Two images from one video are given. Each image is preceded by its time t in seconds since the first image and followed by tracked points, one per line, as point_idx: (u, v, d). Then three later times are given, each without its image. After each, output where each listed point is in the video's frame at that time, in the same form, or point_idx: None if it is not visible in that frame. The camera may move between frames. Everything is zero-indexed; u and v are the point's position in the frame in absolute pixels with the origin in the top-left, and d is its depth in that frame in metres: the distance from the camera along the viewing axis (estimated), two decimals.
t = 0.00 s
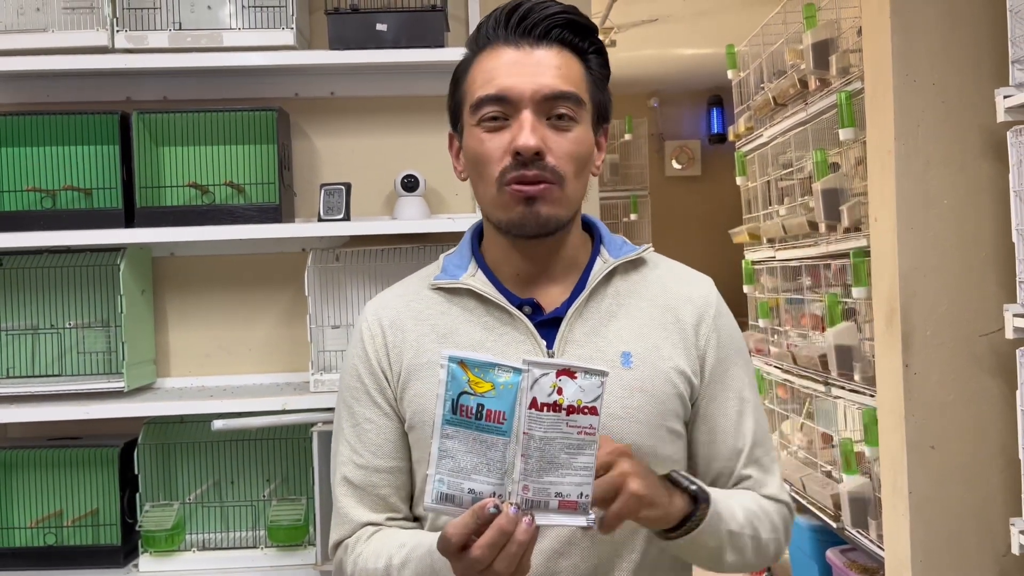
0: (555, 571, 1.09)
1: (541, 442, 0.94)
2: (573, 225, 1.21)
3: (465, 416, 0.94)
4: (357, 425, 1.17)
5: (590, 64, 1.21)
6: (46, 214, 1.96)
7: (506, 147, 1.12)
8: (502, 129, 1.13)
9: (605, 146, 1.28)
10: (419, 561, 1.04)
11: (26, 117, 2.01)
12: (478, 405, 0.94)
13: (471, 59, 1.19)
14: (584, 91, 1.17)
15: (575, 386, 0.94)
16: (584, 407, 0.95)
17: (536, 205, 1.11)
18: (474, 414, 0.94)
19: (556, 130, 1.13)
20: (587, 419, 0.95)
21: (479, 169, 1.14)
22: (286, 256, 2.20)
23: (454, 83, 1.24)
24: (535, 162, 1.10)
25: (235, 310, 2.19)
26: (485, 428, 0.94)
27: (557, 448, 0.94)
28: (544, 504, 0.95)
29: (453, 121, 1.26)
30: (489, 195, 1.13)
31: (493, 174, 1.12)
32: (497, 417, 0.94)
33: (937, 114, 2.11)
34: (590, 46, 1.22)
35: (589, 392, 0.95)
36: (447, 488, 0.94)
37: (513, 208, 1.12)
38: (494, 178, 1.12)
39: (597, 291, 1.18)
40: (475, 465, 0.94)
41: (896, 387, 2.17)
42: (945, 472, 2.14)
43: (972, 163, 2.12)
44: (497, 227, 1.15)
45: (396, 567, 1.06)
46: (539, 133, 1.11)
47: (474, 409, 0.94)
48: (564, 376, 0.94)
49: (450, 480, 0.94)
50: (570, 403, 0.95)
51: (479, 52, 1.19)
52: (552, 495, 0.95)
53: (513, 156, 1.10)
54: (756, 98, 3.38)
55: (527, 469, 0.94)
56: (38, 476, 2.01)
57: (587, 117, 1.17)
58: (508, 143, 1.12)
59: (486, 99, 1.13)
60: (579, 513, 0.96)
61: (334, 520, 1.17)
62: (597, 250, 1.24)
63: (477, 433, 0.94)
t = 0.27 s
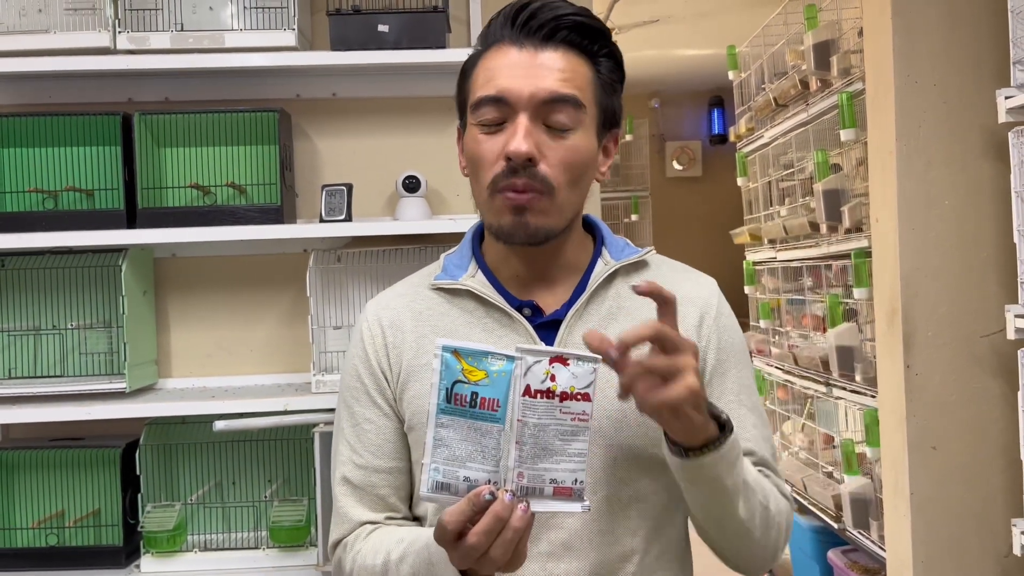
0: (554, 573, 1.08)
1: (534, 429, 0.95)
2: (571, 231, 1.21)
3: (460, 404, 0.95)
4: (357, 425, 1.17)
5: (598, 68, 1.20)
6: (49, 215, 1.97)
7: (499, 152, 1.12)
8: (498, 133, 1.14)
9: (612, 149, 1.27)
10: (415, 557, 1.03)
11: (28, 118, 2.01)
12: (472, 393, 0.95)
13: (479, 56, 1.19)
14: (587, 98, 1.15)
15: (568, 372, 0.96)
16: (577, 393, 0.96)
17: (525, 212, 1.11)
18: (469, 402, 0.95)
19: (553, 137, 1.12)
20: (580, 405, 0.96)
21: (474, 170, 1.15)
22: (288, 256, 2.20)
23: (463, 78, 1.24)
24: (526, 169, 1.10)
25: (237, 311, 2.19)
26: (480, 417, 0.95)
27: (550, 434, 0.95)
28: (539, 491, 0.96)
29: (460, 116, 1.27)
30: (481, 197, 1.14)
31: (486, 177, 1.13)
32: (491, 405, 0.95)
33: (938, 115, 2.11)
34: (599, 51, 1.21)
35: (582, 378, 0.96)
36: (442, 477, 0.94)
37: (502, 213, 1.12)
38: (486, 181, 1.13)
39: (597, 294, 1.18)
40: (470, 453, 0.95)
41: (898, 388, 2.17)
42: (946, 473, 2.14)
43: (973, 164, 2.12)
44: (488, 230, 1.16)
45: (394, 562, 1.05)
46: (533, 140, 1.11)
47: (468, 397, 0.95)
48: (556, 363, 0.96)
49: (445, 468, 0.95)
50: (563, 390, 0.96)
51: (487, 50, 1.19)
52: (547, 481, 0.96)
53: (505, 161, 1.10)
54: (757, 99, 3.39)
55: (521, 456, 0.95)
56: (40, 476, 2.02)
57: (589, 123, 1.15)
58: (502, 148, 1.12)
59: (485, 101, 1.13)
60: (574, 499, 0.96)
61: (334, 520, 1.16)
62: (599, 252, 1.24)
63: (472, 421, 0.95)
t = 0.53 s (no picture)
0: (555, 575, 1.08)
1: (553, 439, 0.96)
2: (578, 235, 1.21)
3: (477, 414, 0.95)
4: (357, 425, 1.16)
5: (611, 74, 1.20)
6: (50, 216, 1.97)
7: (512, 158, 1.12)
8: (511, 138, 1.14)
9: (620, 152, 1.28)
10: (422, 560, 1.03)
11: (29, 119, 2.01)
12: (490, 403, 0.96)
13: (492, 57, 1.18)
14: (600, 105, 1.16)
15: (587, 384, 0.96)
16: (596, 404, 0.97)
17: (536, 220, 1.12)
18: (487, 412, 0.95)
19: (566, 145, 1.13)
20: (599, 415, 0.97)
21: (485, 175, 1.15)
22: (289, 257, 2.20)
23: (474, 76, 1.23)
24: (539, 178, 1.10)
25: (238, 312, 2.19)
26: (498, 426, 0.95)
27: (569, 445, 0.96)
28: (556, 501, 0.97)
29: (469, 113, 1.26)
30: (492, 202, 1.14)
31: (497, 183, 1.13)
32: (510, 415, 0.95)
33: (939, 116, 2.11)
34: (613, 56, 1.21)
35: (601, 390, 0.97)
36: (459, 487, 0.95)
37: (513, 221, 1.13)
38: (497, 187, 1.13)
39: (601, 295, 1.18)
40: (488, 463, 0.95)
41: (899, 388, 2.17)
42: (948, 474, 2.14)
43: (974, 165, 2.12)
44: (497, 234, 1.17)
45: (399, 565, 1.05)
46: (547, 148, 1.11)
47: (487, 407, 0.95)
48: (576, 373, 0.96)
49: (462, 478, 0.95)
50: (582, 401, 0.97)
51: (502, 51, 1.17)
52: (565, 492, 0.97)
53: (517, 169, 1.11)
54: (758, 99, 3.39)
55: (539, 466, 0.96)
56: (42, 477, 2.02)
57: (601, 131, 1.16)
58: (515, 154, 1.12)
59: (498, 104, 1.13)
60: (591, 509, 0.97)
61: (333, 521, 1.16)
62: (603, 253, 1.24)
63: (490, 431, 0.95)
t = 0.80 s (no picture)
0: None
1: (564, 444, 0.96)
2: (583, 236, 1.21)
3: (489, 419, 0.96)
4: (354, 427, 1.16)
5: (612, 76, 1.22)
6: (50, 217, 1.97)
7: (526, 157, 1.12)
8: (523, 138, 1.13)
9: (617, 156, 1.29)
10: (422, 565, 1.03)
11: (29, 120, 2.01)
12: (502, 407, 0.96)
13: (497, 60, 1.18)
14: (606, 106, 1.17)
15: (599, 388, 0.97)
16: (608, 409, 0.97)
17: (552, 218, 1.12)
18: (498, 417, 0.96)
19: (577, 144, 1.13)
20: (610, 421, 0.98)
21: (496, 175, 1.14)
22: (289, 258, 2.20)
23: (474, 80, 1.23)
24: (555, 175, 1.10)
25: (238, 313, 2.20)
26: (510, 431, 0.96)
27: (580, 450, 0.97)
28: (567, 505, 0.97)
29: (468, 119, 1.25)
30: (505, 201, 1.13)
31: (510, 182, 1.13)
32: (522, 420, 0.96)
33: (940, 117, 2.11)
34: (614, 59, 1.22)
35: (613, 394, 0.97)
36: (470, 491, 0.96)
37: (528, 219, 1.12)
38: (511, 186, 1.13)
39: (600, 300, 1.18)
40: (499, 467, 0.96)
41: (900, 390, 2.17)
42: (948, 476, 2.14)
43: (974, 166, 2.12)
44: (509, 235, 1.16)
45: (398, 570, 1.05)
46: (561, 146, 1.11)
47: (498, 412, 0.96)
48: (587, 378, 0.97)
49: (473, 483, 0.96)
50: (594, 405, 0.97)
51: (507, 53, 1.18)
52: (575, 496, 0.97)
53: (533, 167, 1.10)
54: (759, 100, 3.39)
55: (550, 471, 0.96)
56: (42, 478, 2.02)
57: (607, 131, 1.17)
58: (529, 153, 1.12)
59: (509, 104, 1.13)
60: (600, 513, 0.98)
61: (328, 523, 1.16)
62: (602, 258, 1.24)
63: (501, 435, 0.96)
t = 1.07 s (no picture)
0: None
1: (556, 440, 0.96)
2: (578, 237, 1.21)
3: (480, 415, 0.95)
4: (352, 427, 1.16)
5: (605, 79, 1.21)
6: (51, 218, 1.97)
7: (515, 162, 1.12)
8: (513, 141, 1.13)
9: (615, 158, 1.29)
10: (417, 563, 1.02)
11: (30, 122, 2.01)
12: (493, 404, 0.95)
13: (490, 65, 1.19)
14: (598, 109, 1.16)
15: (590, 385, 0.96)
16: (599, 405, 0.97)
17: (542, 221, 1.12)
18: (490, 414, 0.95)
19: (568, 148, 1.13)
20: (601, 417, 0.98)
21: (487, 179, 1.15)
22: (289, 260, 2.20)
23: (470, 85, 1.23)
24: (544, 179, 1.10)
25: (238, 315, 2.20)
26: (501, 428, 0.96)
27: (571, 446, 0.97)
28: (558, 501, 0.97)
29: (465, 122, 1.26)
30: (496, 205, 1.14)
31: (501, 186, 1.13)
32: (512, 416, 0.95)
33: (939, 119, 2.11)
34: (607, 62, 1.22)
35: (605, 390, 0.97)
36: (461, 488, 0.95)
37: (519, 223, 1.13)
38: (501, 190, 1.13)
39: (595, 302, 1.18)
40: (491, 464, 0.95)
41: (899, 392, 2.17)
42: (947, 477, 2.14)
43: (973, 168, 2.12)
44: (501, 237, 1.16)
45: (394, 568, 1.05)
46: (549, 150, 1.11)
47: (490, 408, 0.95)
48: (579, 374, 0.96)
49: (465, 479, 0.95)
50: (586, 401, 0.97)
51: (499, 59, 1.18)
52: (567, 492, 0.97)
53: (522, 171, 1.11)
54: (758, 102, 3.39)
55: (541, 467, 0.96)
56: (41, 479, 2.02)
57: (600, 134, 1.16)
58: (518, 157, 1.12)
59: (499, 109, 1.13)
60: (592, 509, 0.99)
61: (326, 522, 1.15)
62: (598, 260, 1.24)
63: (493, 432, 0.96)
